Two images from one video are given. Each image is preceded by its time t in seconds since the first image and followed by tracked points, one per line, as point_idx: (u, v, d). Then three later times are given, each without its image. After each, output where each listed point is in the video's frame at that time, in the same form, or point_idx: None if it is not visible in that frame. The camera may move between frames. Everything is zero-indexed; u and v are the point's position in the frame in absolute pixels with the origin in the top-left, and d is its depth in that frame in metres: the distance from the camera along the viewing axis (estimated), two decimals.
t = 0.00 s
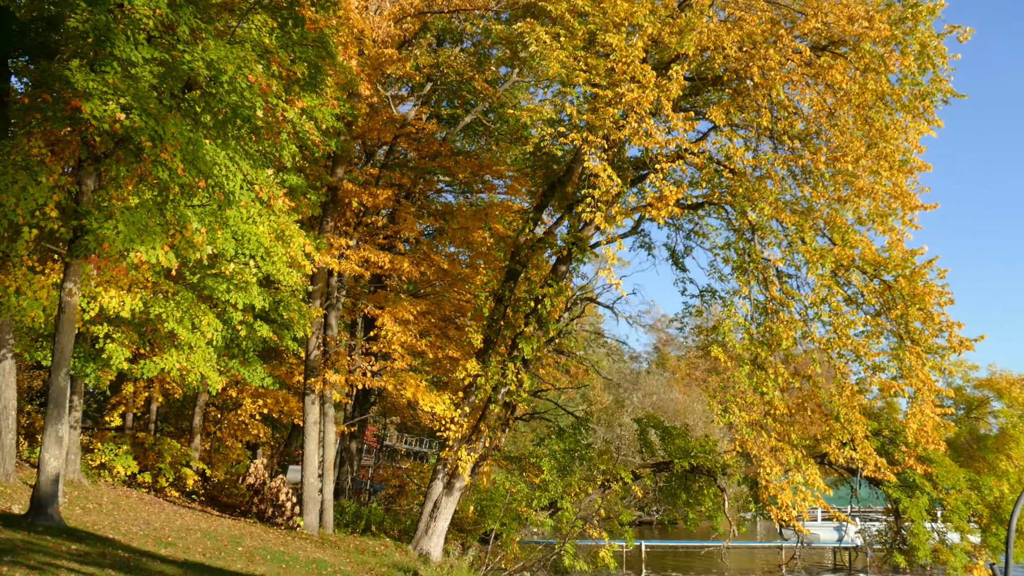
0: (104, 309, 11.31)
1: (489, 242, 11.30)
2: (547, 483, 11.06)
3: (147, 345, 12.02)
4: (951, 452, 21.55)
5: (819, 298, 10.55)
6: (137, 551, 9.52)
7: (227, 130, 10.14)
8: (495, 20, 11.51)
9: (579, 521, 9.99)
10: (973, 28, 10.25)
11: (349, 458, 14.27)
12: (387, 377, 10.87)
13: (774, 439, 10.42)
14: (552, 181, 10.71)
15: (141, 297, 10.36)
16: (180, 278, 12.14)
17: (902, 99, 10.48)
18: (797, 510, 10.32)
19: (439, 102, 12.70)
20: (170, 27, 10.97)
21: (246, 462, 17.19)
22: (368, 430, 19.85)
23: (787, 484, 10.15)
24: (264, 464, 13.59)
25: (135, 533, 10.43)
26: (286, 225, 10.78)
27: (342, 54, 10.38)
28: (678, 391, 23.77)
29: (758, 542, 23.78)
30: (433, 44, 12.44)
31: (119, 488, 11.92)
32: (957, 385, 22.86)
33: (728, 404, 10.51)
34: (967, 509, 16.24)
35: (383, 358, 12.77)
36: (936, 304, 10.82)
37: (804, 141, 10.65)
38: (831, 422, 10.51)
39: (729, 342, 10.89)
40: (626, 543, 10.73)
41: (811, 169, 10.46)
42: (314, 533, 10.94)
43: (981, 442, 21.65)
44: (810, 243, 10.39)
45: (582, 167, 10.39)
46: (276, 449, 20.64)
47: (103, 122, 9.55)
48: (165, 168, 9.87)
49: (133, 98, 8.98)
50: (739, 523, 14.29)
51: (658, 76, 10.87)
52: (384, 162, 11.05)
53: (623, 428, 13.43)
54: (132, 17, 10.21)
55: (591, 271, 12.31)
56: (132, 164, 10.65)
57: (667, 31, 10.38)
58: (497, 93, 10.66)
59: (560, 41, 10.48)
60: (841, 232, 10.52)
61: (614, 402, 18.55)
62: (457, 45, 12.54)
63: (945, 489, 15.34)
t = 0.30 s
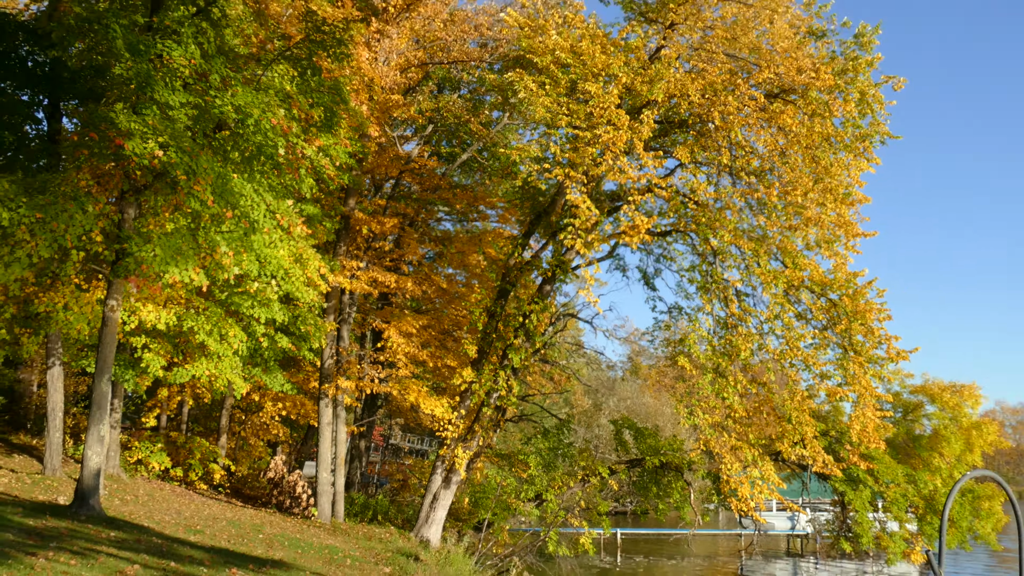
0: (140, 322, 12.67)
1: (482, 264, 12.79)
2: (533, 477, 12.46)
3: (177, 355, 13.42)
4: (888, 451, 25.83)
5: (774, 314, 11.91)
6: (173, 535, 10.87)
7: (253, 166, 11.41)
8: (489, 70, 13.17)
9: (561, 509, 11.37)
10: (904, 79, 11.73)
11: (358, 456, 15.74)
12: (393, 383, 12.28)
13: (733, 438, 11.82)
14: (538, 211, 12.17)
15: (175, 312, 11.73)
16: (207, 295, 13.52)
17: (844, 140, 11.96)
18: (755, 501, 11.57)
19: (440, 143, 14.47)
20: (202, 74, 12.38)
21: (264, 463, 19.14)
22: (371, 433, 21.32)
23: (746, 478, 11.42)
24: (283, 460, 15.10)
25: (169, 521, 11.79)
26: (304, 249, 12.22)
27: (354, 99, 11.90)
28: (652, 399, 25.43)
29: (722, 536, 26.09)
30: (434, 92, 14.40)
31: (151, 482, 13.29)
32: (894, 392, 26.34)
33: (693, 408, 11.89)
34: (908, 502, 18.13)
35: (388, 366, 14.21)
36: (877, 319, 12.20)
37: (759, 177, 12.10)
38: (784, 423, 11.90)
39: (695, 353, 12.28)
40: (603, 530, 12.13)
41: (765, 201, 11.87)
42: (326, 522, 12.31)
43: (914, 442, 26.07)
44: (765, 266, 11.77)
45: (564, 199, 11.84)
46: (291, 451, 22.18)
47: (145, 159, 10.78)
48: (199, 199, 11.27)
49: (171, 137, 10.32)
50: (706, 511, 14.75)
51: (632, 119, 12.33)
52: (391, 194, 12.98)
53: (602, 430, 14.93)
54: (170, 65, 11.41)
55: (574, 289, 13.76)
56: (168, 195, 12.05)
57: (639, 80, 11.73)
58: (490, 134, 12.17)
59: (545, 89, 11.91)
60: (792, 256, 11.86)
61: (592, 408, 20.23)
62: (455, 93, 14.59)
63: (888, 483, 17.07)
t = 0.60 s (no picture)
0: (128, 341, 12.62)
1: (471, 285, 12.81)
2: (522, 498, 12.43)
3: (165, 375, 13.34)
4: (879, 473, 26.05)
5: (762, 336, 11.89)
6: (158, 557, 10.78)
7: (241, 186, 11.38)
8: (479, 91, 13.19)
9: (548, 531, 11.34)
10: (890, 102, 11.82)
11: (346, 476, 15.69)
12: (381, 404, 12.26)
13: (722, 460, 11.80)
14: (527, 232, 12.20)
15: (162, 333, 11.67)
16: (196, 314, 13.49)
17: (832, 162, 12.02)
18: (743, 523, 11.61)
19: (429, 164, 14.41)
20: (192, 94, 12.39)
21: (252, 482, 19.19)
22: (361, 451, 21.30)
23: (734, 500, 11.46)
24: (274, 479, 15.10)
25: (154, 543, 11.69)
26: (293, 269, 12.21)
27: (344, 120, 11.95)
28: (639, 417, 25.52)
29: (709, 553, 26.14)
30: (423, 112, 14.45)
31: (138, 503, 13.18)
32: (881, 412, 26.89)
33: (682, 429, 11.86)
34: (893, 522, 18.32)
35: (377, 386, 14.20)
36: (866, 342, 12.19)
37: (748, 199, 12.12)
38: (772, 445, 11.89)
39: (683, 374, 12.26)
40: (591, 552, 12.09)
41: (754, 222, 11.87)
42: (313, 544, 12.21)
43: (903, 465, 26.04)
44: (753, 287, 11.74)
45: (553, 221, 11.87)
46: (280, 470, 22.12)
47: (133, 180, 10.75)
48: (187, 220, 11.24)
49: (160, 157, 10.32)
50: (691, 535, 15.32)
51: (620, 141, 12.38)
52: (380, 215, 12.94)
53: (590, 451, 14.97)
54: (159, 85, 11.39)
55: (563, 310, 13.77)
56: (156, 215, 12.01)
57: (627, 102, 11.74)
58: (479, 155, 12.21)
59: (534, 110, 11.95)
60: (780, 278, 11.83)
61: (579, 428, 20.28)
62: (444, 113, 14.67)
63: (874, 505, 17.24)
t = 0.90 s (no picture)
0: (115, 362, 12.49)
1: (461, 306, 12.81)
2: (511, 520, 12.35)
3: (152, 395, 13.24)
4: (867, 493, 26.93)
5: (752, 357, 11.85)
6: None
7: (230, 206, 11.34)
8: (469, 112, 13.22)
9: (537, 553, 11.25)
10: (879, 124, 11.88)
11: (334, 497, 15.61)
12: (370, 425, 12.19)
13: (711, 481, 11.72)
14: (517, 253, 12.22)
15: (149, 353, 11.58)
16: (183, 334, 13.39)
17: (820, 184, 12.05)
18: (733, 545, 11.49)
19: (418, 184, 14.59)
20: (181, 113, 12.33)
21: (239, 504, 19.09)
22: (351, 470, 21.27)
23: (723, 522, 11.35)
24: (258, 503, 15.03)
25: (139, 566, 11.54)
26: (282, 289, 12.18)
27: (334, 140, 11.94)
28: (628, 438, 25.59)
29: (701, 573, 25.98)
30: (413, 132, 14.60)
31: (123, 525, 13.03)
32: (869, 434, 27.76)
33: (671, 451, 11.78)
34: (883, 543, 18.37)
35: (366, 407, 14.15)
36: (855, 363, 12.15)
37: (737, 220, 12.10)
38: (762, 467, 11.83)
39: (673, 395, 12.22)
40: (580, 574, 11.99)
41: (743, 243, 11.85)
42: (301, 566, 12.01)
43: (891, 484, 27.14)
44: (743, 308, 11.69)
45: (542, 242, 11.88)
46: (269, 490, 21.97)
47: (120, 200, 10.68)
48: (174, 240, 11.15)
49: (148, 177, 10.24)
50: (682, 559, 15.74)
51: (609, 162, 12.38)
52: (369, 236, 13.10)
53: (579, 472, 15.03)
54: (148, 105, 11.33)
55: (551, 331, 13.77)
56: (144, 235, 11.92)
57: (617, 123, 11.75)
58: (468, 175, 12.20)
59: (524, 131, 11.95)
60: (770, 299, 11.78)
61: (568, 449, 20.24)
62: (433, 134, 14.76)
63: (863, 526, 17.30)
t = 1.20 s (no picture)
0: (103, 380, 12.43)
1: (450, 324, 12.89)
2: (499, 540, 12.33)
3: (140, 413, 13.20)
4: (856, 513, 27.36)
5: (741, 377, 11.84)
6: None
7: (220, 225, 11.35)
8: (458, 132, 13.33)
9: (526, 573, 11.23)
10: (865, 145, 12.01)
11: (322, 516, 15.60)
12: (359, 444, 12.18)
13: (700, 501, 11.68)
14: (506, 272, 12.28)
15: (138, 371, 11.55)
16: (172, 352, 13.35)
17: (808, 204, 12.15)
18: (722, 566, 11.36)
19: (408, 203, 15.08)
20: (171, 132, 12.31)
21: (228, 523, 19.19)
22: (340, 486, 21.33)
23: (711, 541, 11.28)
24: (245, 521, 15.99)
25: None
26: (271, 307, 12.20)
27: (324, 159, 12.00)
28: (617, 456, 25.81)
29: None
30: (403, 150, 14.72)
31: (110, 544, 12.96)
32: (859, 455, 28.94)
33: (660, 470, 11.74)
34: (871, 564, 18.51)
35: (355, 426, 14.18)
36: (843, 382, 12.18)
37: (726, 240, 12.11)
38: (751, 486, 11.81)
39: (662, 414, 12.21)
40: None
41: (731, 263, 11.87)
42: None
43: (881, 505, 27.62)
44: (732, 328, 11.69)
45: (530, 262, 11.95)
46: (258, 508, 21.91)
47: (109, 219, 10.66)
48: (164, 259, 11.12)
49: (137, 196, 10.20)
50: None
51: (598, 182, 12.44)
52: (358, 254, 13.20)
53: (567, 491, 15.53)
54: (138, 123, 11.28)
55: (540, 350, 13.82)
56: (133, 253, 11.91)
57: (606, 143, 11.81)
58: (458, 195, 12.27)
59: (514, 151, 12.02)
60: (758, 319, 11.80)
61: (557, 467, 20.86)
62: (423, 153, 14.90)
63: (851, 546, 17.44)
